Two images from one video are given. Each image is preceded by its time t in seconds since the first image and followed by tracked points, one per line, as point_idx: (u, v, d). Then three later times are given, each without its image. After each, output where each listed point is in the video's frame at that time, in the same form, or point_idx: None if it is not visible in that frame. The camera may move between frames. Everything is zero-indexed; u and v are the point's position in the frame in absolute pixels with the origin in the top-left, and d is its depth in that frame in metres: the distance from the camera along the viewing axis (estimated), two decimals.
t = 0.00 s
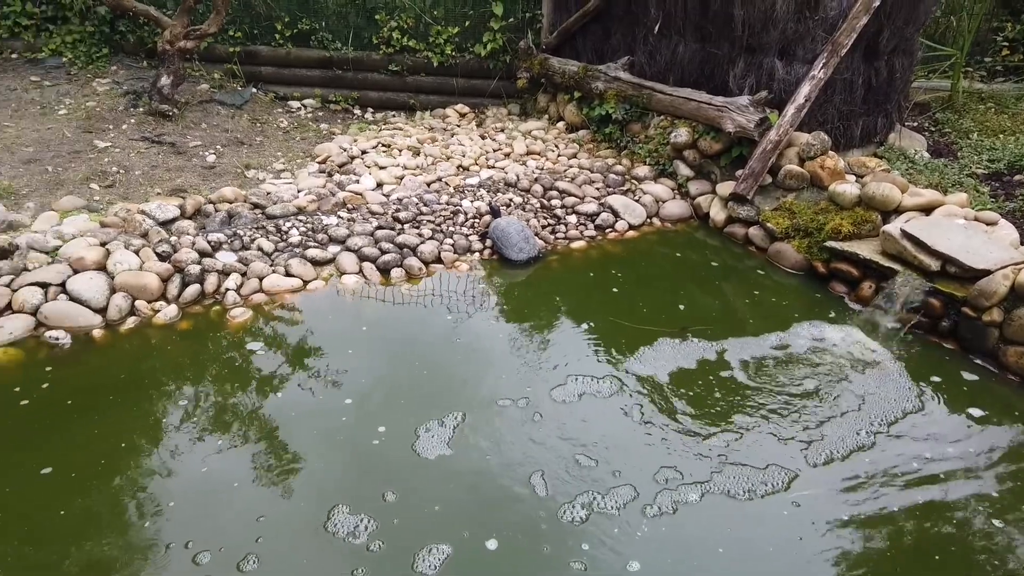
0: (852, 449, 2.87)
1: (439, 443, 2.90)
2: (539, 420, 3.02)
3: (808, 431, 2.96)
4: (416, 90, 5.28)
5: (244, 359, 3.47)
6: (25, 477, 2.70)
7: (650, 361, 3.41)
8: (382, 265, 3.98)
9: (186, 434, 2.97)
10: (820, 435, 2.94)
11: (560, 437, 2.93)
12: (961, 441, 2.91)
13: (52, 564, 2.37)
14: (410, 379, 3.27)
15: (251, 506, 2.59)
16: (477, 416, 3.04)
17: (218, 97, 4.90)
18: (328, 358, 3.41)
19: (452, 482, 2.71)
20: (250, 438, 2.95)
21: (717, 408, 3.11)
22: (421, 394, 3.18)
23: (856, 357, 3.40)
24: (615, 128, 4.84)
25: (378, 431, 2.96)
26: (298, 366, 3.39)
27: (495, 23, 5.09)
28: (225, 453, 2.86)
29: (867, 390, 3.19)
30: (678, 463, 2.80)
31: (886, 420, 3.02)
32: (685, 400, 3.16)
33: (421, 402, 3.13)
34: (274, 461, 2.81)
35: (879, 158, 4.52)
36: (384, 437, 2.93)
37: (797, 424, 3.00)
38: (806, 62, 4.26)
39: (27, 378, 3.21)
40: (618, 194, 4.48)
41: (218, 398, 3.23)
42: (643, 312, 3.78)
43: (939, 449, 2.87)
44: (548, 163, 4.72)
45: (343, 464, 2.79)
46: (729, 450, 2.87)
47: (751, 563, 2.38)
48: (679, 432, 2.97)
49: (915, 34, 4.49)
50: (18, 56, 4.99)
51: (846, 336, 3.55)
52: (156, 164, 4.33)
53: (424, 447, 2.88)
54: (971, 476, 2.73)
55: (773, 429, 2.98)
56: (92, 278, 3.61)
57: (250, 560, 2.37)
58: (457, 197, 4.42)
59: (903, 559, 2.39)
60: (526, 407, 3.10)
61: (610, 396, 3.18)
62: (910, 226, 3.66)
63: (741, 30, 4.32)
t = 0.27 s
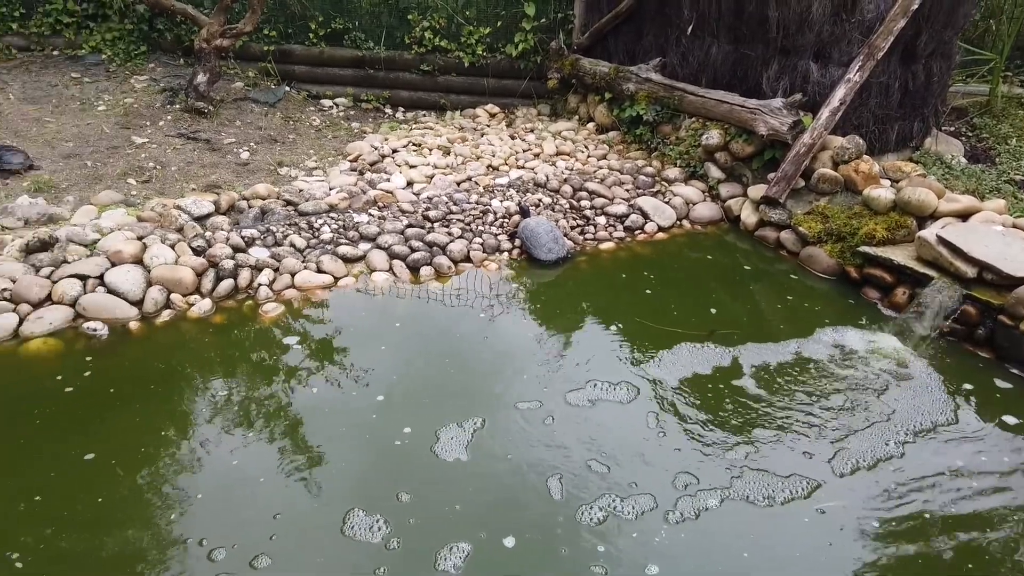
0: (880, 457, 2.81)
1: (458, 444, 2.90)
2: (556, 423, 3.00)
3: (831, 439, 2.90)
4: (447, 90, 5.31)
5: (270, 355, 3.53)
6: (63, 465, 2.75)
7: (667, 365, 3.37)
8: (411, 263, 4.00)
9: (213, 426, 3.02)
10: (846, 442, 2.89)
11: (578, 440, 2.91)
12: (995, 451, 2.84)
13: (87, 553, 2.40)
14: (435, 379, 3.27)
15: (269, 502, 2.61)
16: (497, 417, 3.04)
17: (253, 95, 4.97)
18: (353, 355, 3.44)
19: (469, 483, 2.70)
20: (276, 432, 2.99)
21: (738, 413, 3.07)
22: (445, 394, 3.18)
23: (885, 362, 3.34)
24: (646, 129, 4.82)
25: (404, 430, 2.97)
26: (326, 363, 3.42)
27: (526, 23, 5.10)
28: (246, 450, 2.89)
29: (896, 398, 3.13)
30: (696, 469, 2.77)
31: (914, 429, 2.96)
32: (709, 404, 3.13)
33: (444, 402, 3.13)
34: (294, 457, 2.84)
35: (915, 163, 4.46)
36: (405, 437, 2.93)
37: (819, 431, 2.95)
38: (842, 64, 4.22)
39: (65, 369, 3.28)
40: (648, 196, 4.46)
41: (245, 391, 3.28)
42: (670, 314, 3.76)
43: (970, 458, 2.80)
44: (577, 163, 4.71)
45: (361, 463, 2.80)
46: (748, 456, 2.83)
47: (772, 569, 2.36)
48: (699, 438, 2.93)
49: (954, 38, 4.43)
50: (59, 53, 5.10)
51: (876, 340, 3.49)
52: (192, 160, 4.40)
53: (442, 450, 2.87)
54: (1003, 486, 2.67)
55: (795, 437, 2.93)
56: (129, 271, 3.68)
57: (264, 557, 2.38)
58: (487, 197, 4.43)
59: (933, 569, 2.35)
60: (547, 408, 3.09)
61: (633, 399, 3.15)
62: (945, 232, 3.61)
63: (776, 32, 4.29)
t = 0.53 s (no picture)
0: (910, 467, 2.77)
1: (480, 446, 2.89)
2: (575, 426, 2.99)
3: (857, 448, 2.85)
4: (479, 89, 5.34)
5: (299, 349, 3.59)
6: (104, 452, 2.86)
7: (687, 370, 3.34)
8: (443, 261, 4.03)
9: (242, 419, 3.10)
10: (876, 450, 2.85)
11: (599, 443, 2.90)
12: None
13: (121, 536, 2.49)
14: (463, 379, 3.28)
15: (289, 499, 2.64)
16: (519, 418, 3.04)
17: (288, 93, 5.04)
18: (383, 351, 3.48)
19: (488, 484, 2.71)
20: (304, 426, 3.05)
21: (762, 419, 3.03)
22: (472, 395, 3.19)
23: (917, 369, 3.29)
24: (679, 130, 4.81)
25: (431, 429, 2.99)
26: (355, 359, 3.47)
27: (560, 23, 5.10)
28: (270, 446, 2.93)
29: (928, 406, 3.08)
30: (717, 474, 2.75)
31: (942, 438, 2.91)
32: (738, 408, 3.09)
33: (469, 402, 3.14)
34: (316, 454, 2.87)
35: (953, 167, 4.39)
36: (430, 437, 2.95)
37: (844, 439, 2.90)
38: (880, 67, 4.17)
39: (106, 360, 3.38)
40: (681, 197, 4.44)
41: (274, 383, 3.35)
42: (699, 315, 3.74)
43: (1004, 470, 2.75)
44: (609, 164, 4.71)
45: (382, 462, 2.82)
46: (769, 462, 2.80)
47: None
48: (720, 442, 2.90)
49: (996, 40, 4.35)
50: (101, 50, 5.21)
51: (909, 345, 3.44)
52: (228, 156, 4.47)
53: (463, 451, 2.87)
54: None
55: (819, 444, 2.89)
56: (168, 264, 3.75)
57: (281, 555, 2.41)
58: (518, 196, 4.44)
59: None
60: (573, 409, 3.09)
61: (657, 403, 3.12)
62: (986, 237, 3.55)
63: (814, 34, 4.25)
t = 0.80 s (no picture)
0: (949, 479, 2.70)
1: (507, 448, 2.89)
2: (600, 430, 2.97)
3: (894, 458, 2.79)
4: (519, 89, 5.35)
5: (336, 345, 3.65)
6: (150, 438, 2.93)
7: (713, 375, 3.29)
8: (481, 259, 4.05)
9: (278, 412, 3.16)
10: (914, 460, 2.78)
11: (627, 447, 2.88)
12: None
13: (162, 521, 2.56)
14: (495, 380, 3.29)
15: (315, 495, 2.67)
16: (546, 420, 3.03)
17: (331, 91, 5.12)
18: (418, 348, 3.52)
19: (513, 485, 2.71)
20: (339, 420, 3.10)
21: (793, 427, 2.98)
22: (504, 395, 3.19)
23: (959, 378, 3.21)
24: (720, 131, 4.77)
25: (463, 428, 3.00)
26: (391, 355, 3.53)
27: (601, 23, 5.10)
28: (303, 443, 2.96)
29: (969, 417, 3.00)
30: (744, 480, 2.71)
31: (984, 451, 2.83)
32: (771, 416, 3.04)
33: (500, 403, 3.14)
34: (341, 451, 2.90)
35: (1004, 172, 4.28)
36: (461, 437, 2.95)
37: (876, 448, 2.85)
38: (930, 69, 4.10)
39: (154, 349, 3.46)
40: (721, 199, 4.40)
41: (310, 378, 3.42)
42: (736, 317, 3.71)
43: None
44: (649, 165, 4.69)
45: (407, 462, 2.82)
46: (797, 468, 2.76)
47: None
48: (748, 447, 2.87)
49: None
50: (151, 48, 5.34)
51: (951, 352, 3.36)
52: (272, 152, 4.55)
53: (492, 453, 2.86)
54: None
55: (849, 452, 2.83)
56: (214, 258, 3.84)
57: (305, 550, 2.43)
58: (557, 196, 4.44)
59: None
60: (605, 410, 3.07)
61: (687, 408, 3.08)
62: None
63: (861, 35, 4.20)
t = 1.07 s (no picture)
0: (984, 494, 2.64)
1: (530, 452, 2.88)
2: (620, 435, 2.95)
3: (927, 471, 2.73)
4: (555, 90, 5.36)
5: (368, 342, 3.70)
6: (189, 431, 2.99)
7: (735, 382, 3.25)
8: (516, 259, 4.06)
9: (310, 407, 3.21)
10: (947, 474, 2.72)
11: (652, 452, 2.86)
12: None
13: (196, 513, 2.61)
14: (525, 381, 3.29)
15: (335, 493, 2.69)
16: (570, 424, 3.01)
17: (368, 91, 5.18)
18: (449, 347, 3.54)
19: (534, 489, 2.70)
20: (369, 417, 3.14)
21: (822, 436, 2.93)
22: (532, 398, 3.18)
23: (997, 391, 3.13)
24: (758, 135, 4.73)
25: (491, 431, 2.99)
26: (421, 354, 3.56)
27: (639, 26, 5.09)
28: (337, 441, 2.99)
29: (1007, 431, 2.92)
30: (766, 489, 2.68)
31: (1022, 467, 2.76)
32: (797, 424, 3.00)
33: (530, 405, 3.13)
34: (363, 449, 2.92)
35: None
36: (486, 439, 2.95)
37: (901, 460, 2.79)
38: (976, 74, 4.04)
39: (194, 342, 3.53)
40: (759, 203, 4.37)
41: (341, 375, 3.47)
42: (770, 323, 3.66)
43: None
44: (685, 168, 4.66)
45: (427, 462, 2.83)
46: (820, 479, 2.72)
47: None
48: (772, 456, 2.83)
49: None
50: (195, 47, 5.46)
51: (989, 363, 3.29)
52: (311, 151, 4.62)
53: (515, 457, 2.85)
54: None
55: (874, 464, 2.78)
56: (254, 254, 3.90)
57: (324, 548, 2.45)
58: (592, 198, 4.44)
59: None
60: (632, 414, 3.06)
61: (712, 416, 3.04)
62: None
63: (905, 40, 4.17)
